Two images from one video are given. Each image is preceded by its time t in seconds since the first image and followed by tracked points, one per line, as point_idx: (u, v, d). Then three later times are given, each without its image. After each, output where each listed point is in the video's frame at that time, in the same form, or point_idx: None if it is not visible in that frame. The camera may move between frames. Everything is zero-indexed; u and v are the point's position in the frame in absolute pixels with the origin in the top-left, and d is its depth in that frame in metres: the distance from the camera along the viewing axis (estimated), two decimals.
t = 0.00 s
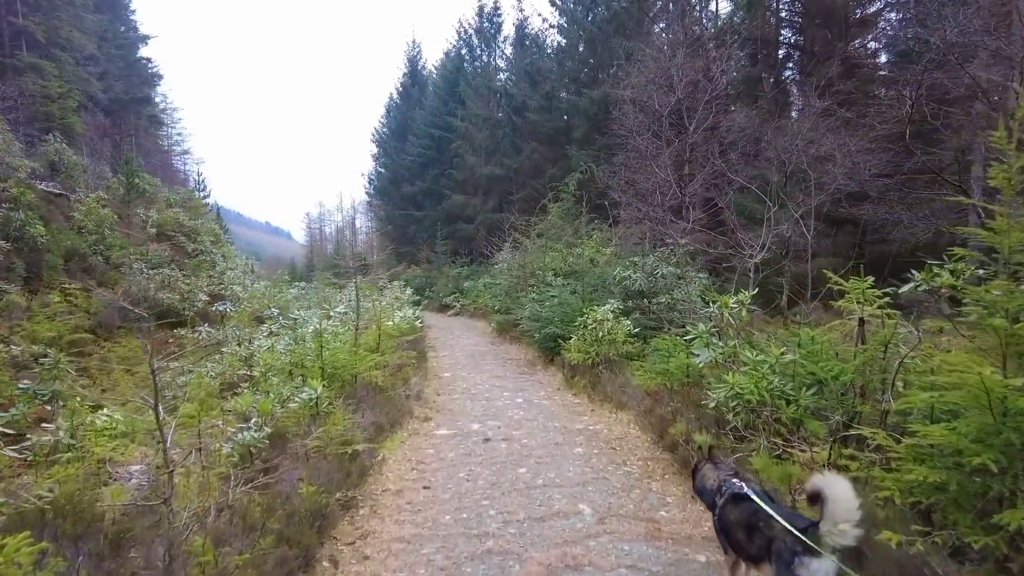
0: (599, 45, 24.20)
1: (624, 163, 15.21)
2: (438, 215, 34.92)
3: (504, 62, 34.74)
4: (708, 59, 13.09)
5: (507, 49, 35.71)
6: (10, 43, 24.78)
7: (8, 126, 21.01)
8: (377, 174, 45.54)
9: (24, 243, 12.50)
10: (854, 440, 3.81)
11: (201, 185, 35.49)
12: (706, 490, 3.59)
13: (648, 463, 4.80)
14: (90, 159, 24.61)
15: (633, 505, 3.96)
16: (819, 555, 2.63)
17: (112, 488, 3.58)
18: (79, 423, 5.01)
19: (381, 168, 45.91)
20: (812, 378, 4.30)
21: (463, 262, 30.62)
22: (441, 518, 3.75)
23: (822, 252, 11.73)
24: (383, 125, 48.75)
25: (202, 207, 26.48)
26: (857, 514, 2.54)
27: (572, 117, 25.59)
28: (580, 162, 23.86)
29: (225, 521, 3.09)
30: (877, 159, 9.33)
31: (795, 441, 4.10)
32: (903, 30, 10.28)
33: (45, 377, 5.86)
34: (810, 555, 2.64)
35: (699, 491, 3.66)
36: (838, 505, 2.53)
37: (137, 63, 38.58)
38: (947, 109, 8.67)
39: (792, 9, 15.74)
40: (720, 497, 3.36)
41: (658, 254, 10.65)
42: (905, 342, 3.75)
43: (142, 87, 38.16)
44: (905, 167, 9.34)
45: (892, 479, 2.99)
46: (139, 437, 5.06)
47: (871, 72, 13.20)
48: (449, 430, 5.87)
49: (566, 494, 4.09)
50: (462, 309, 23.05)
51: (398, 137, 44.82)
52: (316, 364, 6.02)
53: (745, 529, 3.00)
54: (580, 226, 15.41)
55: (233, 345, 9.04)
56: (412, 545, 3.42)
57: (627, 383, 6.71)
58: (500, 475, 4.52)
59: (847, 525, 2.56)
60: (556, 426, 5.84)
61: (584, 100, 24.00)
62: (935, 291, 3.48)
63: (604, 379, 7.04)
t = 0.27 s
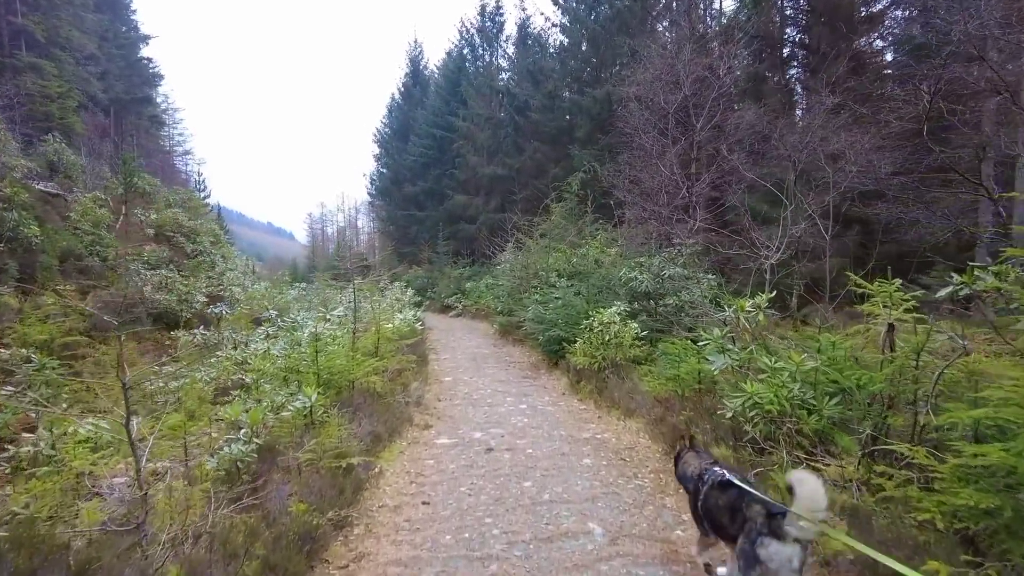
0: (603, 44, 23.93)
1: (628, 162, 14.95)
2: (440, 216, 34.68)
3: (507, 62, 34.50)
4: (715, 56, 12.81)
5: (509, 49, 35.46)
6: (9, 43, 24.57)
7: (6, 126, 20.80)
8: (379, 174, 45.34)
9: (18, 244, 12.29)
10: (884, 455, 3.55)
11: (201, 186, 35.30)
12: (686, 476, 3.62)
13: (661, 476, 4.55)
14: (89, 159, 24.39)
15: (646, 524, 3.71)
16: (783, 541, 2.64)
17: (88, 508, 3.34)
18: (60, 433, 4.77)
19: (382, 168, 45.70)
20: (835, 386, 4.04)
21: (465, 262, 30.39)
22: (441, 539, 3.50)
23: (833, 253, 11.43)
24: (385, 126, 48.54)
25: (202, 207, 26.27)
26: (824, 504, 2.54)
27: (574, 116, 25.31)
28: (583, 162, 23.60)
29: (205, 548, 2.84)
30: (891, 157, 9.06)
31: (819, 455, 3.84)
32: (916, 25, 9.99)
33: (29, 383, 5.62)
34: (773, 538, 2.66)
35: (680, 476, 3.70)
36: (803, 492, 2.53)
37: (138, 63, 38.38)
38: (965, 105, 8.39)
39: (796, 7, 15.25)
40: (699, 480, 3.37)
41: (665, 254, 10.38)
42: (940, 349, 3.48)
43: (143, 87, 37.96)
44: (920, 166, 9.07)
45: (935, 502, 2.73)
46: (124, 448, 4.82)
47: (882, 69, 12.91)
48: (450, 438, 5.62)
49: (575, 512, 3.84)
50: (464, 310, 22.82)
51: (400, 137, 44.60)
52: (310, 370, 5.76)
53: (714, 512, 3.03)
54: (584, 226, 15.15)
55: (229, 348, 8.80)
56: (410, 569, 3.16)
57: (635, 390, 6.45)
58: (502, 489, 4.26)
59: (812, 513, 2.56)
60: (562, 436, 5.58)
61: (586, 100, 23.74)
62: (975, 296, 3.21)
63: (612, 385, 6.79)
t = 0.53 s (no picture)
0: (605, 42, 23.65)
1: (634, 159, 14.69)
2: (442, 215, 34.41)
3: (509, 61, 34.25)
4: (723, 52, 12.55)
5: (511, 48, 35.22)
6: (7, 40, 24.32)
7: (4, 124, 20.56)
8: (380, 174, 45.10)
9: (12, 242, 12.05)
10: (926, 467, 3.28)
11: (202, 185, 35.07)
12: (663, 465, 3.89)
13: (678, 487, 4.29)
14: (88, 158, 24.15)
15: (666, 541, 3.45)
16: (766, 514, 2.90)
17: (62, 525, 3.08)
18: (41, 440, 4.51)
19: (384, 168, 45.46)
20: (863, 392, 3.80)
21: (466, 262, 30.12)
22: (445, 558, 3.24)
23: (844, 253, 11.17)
24: (386, 125, 48.28)
25: (202, 206, 26.04)
26: (802, 480, 2.85)
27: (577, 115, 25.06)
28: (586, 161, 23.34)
29: (185, 572, 2.58)
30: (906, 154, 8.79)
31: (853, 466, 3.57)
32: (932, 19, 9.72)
33: (12, 386, 5.36)
34: (757, 513, 2.92)
35: (657, 461, 4.01)
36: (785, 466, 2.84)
37: (138, 62, 38.14)
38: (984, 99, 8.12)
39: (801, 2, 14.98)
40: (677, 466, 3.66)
41: (674, 253, 10.12)
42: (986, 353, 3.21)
43: (143, 86, 37.73)
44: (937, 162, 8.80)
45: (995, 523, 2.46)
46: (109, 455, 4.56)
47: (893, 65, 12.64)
48: (454, 445, 5.36)
49: (588, 528, 3.58)
50: (466, 310, 22.56)
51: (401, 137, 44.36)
52: (307, 373, 5.51)
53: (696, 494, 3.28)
54: (588, 225, 14.88)
55: (225, 349, 8.55)
56: None
57: (646, 394, 6.20)
58: (509, 501, 4.00)
59: (792, 488, 2.86)
60: (572, 442, 5.32)
61: (589, 98, 23.48)
62: None
63: (621, 388, 6.53)
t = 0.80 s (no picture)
0: (607, 43, 23.39)
1: (638, 160, 14.45)
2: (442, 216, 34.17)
3: (509, 61, 34.03)
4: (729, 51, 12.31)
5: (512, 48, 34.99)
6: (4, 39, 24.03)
7: None
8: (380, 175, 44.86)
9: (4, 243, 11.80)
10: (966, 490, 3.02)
11: (201, 185, 34.85)
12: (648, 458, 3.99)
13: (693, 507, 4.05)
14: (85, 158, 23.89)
15: (684, 569, 3.21)
16: (733, 505, 2.96)
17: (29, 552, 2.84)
18: (17, 454, 4.26)
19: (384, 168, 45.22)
20: (893, 408, 3.54)
21: (467, 263, 29.87)
22: None
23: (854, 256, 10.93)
24: (387, 125, 48.05)
25: (200, 207, 25.80)
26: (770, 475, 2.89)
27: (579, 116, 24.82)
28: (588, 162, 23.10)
29: None
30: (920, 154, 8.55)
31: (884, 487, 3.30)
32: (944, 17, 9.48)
33: None
34: (723, 503, 2.98)
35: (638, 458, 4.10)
36: (753, 460, 2.89)
37: (138, 62, 37.90)
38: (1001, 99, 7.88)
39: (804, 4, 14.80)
40: (657, 460, 3.76)
41: (680, 255, 9.87)
42: None
43: (142, 86, 37.47)
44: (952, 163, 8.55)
45: None
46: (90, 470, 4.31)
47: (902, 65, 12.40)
48: (454, 458, 5.11)
49: (600, 554, 3.33)
50: (466, 312, 22.30)
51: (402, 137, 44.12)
52: (301, 382, 5.26)
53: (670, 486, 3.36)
54: (591, 227, 14.63)
55: (220, 354, 8.32)
56: None
57: (655, 404, 5.95)
58: (514, 522, 3.76)
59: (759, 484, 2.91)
60: (578, 455, 5.08)
61: (591, 99, 23.24)
62: None
63: (629, 397, 6.28)
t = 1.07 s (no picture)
0: (608, 40, 23.08)
1: (640, 158, 14.18)
2: (442, 215, 33.91)
3: (509, 60, 33.81)
4: (733, 45, 12.05)
5: (512, 46, 34.77)
6: None
7: None
8: (380, 174, 44.61)
9: None
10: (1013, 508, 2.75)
11: (199, 185, 34.59)
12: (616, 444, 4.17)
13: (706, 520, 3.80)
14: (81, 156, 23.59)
15: None
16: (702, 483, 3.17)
17: None
18: None
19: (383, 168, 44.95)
20: (924, 414, 3.27)
21: (467, 263, 29.60)
22: None
23: (864, 254, 10.65)
24: (386, 125, 47.77)
25: (197, 206, 25.53)
26: (733, 449, 3.10)
27: (580, 114, 24.59)
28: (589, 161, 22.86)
29: None
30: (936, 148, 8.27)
31: (918, 500, 3.03)
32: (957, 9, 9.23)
33: None
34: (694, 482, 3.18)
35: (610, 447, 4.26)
36: (715, 436, 3.12)
37: (136, 61, 37.57)
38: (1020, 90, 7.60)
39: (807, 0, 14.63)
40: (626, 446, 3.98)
41: (685, 253, 9.60)
42: None
43: (140, 85, 37.20)
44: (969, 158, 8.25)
45: None
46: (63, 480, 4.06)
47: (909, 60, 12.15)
48: (452, 465, 4.85)
49: (609, 573, 3.09)
50: (466, 312, 22.04)
51: (401, 136, 43.83)
52: (291, 385, 5.00)
53: (643, 471, 3.57)
54: (593, 225, 14.37)
55: (211, 355, 8.05)
56: None
57: (663, 408, 5.69)
58: (515, 537, 3.49)
59: (725, 459, 3.10)
60: (583, 463, 4.82)
61: (591, 96, 22.93)
62: None
63: (635, 401, 6.03)
